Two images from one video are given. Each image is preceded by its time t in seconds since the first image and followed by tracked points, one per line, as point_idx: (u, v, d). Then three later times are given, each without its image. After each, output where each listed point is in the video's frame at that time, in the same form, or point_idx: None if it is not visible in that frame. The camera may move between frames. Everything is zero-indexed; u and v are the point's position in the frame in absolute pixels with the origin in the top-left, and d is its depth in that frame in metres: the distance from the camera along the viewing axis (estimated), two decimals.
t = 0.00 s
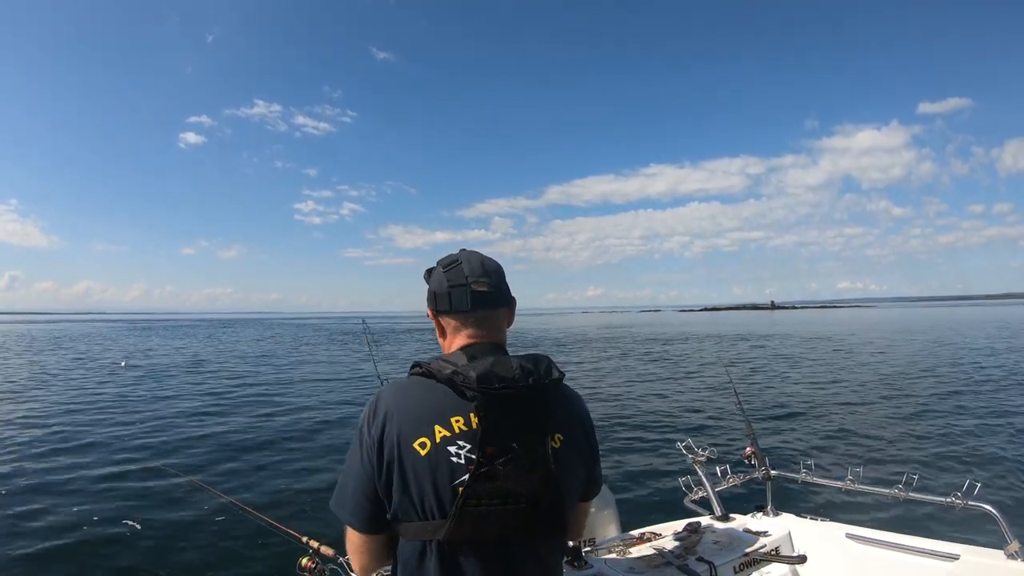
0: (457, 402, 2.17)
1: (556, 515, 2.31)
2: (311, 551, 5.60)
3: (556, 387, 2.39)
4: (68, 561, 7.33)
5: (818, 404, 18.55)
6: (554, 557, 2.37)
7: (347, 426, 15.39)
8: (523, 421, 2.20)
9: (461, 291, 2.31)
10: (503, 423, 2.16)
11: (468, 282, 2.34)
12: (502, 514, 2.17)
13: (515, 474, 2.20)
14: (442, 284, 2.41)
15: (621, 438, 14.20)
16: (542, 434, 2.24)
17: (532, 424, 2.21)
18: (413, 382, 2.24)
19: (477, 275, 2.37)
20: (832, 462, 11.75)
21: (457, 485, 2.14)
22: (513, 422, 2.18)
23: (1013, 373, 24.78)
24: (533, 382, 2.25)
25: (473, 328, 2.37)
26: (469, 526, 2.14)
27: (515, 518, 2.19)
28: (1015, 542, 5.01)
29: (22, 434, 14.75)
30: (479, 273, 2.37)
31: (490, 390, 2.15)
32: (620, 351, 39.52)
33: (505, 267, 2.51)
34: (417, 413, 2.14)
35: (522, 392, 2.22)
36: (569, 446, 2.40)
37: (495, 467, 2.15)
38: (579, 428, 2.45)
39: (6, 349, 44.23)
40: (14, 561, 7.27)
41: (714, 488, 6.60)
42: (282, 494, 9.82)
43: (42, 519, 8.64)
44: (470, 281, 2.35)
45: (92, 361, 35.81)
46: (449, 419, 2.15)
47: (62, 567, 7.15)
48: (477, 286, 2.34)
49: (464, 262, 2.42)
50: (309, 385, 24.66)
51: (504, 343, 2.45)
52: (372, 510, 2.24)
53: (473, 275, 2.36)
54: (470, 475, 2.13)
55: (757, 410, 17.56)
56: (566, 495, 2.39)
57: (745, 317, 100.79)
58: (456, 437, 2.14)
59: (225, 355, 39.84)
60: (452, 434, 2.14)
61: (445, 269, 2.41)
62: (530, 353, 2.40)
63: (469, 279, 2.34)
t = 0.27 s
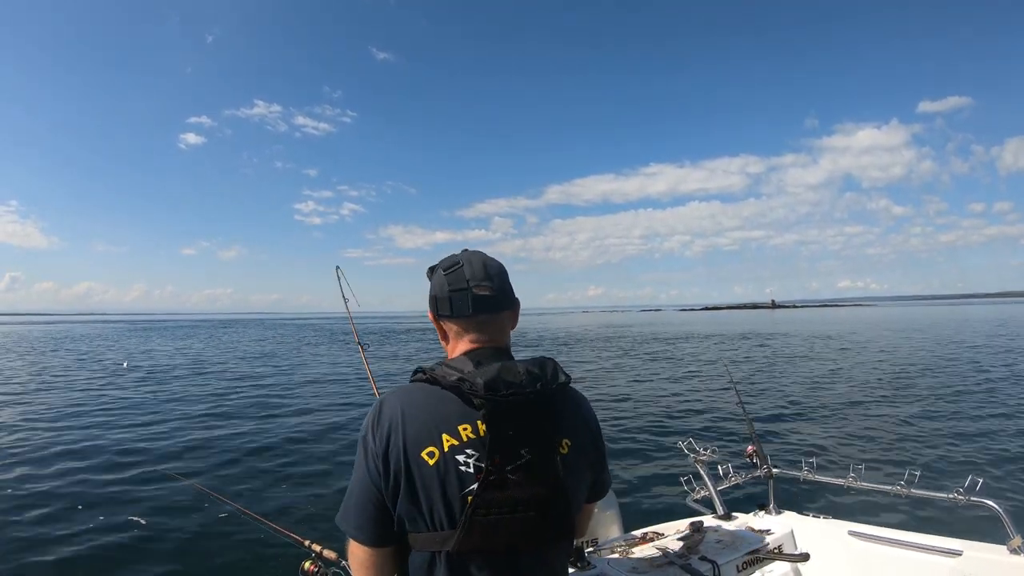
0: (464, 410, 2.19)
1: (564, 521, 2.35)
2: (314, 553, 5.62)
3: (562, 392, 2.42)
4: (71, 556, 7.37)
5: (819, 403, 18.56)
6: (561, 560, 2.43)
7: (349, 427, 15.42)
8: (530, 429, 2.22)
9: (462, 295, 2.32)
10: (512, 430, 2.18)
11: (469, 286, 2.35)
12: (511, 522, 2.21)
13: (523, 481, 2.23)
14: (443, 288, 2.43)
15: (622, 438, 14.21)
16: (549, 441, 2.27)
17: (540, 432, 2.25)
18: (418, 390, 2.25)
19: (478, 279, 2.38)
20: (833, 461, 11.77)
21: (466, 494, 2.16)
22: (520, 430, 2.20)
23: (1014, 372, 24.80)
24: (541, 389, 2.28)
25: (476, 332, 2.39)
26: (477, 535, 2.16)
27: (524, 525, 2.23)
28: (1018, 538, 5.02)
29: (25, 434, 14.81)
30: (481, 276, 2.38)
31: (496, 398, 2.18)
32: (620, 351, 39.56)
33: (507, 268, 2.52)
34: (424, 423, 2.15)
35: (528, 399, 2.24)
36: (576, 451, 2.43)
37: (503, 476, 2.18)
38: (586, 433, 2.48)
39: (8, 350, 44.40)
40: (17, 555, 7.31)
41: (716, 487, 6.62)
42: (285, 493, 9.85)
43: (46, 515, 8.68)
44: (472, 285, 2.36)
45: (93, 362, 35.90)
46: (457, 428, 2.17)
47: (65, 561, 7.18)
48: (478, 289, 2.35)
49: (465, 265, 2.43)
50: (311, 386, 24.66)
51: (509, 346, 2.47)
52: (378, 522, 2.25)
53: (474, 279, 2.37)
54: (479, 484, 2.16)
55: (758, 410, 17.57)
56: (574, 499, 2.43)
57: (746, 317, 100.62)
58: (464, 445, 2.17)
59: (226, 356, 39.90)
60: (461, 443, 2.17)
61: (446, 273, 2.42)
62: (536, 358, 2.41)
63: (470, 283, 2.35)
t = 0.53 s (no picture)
0: (472, 415, 2.21)
1: (570, 523, 2.41)
2: (316, 555, 5.66)
3: (566, 395, 2.48)
4: (77, 557, 7.42)
5: (818, 403, 18.63)
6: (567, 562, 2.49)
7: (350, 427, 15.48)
8: (537, 433, 2.28)
9: (466, 296, 2.37)
10: (518, 435, 2.24)
11: (472, 287, 2.39)
12: (518, 527, 2.25)
13: (531, 485, 2.28)
14: (446, 288, 2.46)
15: (623, 437, 14.25)
16: (556, 444, 2.33)
17: (546, 435, 2.30)
18: (424, 393, 2.26)
19: (481, 280, 2.42)
20: (834, 461, 11.82)
21: (475, 501, 2.19)
22: (527, 434, 2.25)
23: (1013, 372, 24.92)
24: (547, 392, 2.35)
25: (479, 334, 2.43)
26: (486, 541, 2.20)
27: (531, 530, 2.27)
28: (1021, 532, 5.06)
29: (27, 434, 14.86)
30: (484, 277, 2.42)
31: (504, 402, 2.22)
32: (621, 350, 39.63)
33: (510, 268, 2.56)
34: (431, 429, 2.16)
35: (535, 403, 2.30)
36: (581, 454, 2.49)
37: (511, 481, 2.22)
38: (590, 436, 2.55)
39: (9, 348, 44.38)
40: (23, 557, 7.36)
41: (718, 485, 6.67)
42: (288, 493, 9.90)
43: (51, 515, 8.72)
44: (475, 285, 2.40)
45: (94, 360, 35.96)
46: (464, 434, 2.18)
47: (72, 562, 7.23)
48: (481, 290, 2.39)
49: (468, 265, 2.47)
50: (311, 385, 24.71)
51: (512, 348, 2.51)
52: (383, 531, 2.20)
53: (477, 279, 2.41)
54: (487, 490, 2.19)
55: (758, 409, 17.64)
56: (579, 502, 2.49)
57: (746, 317, 100.74)
58: (473, 451, 2.19)
59: (226, 355, 39.99)
60: (468, 448, 2.18)
61: (450, 274, 2.46)
62: (541, 360, 2.49)
63: (474, 283, 2.39)
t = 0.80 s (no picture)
0: (473, 418, 2.27)
1: (570, 520, 2.50)
2: (318, 556, 5.72)
3: (562, 394, 2.57)
4: (83, 559, 7.48)
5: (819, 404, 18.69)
6: (565, 558, 2.57)
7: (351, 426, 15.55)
8: (537, 432, 2.36)
9: (461, 296, 2.44)
10: (519, 435, 2.30)
11: (467, 287, 2.46)
12: (523, 527, 2.31)
13: (533, 485, 2.34)
14: (441, 288, 2.54)
15: (623, 438, 14.31)
16: (555, 443, 2.42)
17: (547, 435, 2.38)
18: (424, 396, 2.31)
19: (476, 280, 2.49)
20: (833, 461, 11.89)
21: (479, 502, 2.24)
22: (528, 435, 2.32)
23: (1012, 373, 25.03)
24: (545, 391, 2.44)
25: (475, 335, 2.50)
26: (491, 544, 2.24)
27: (534, 529, 2.34)
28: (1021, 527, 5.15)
29: (30, 432, 14.93)
30: (479, 277, 2.50)
31: (505, 403, 2.29)
32: (621, 350, 39.70)
33: (504, 269, 2.64)
34: (434, 431, 2.20)
35: (533, 402, 2.38)
36: (579, 452, 2.59)
37: (514, 482, 2.28)
38: (586, 434, 2.64)
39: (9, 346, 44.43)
40: (29, 560, 7.42)
41: (719, 483, 6.73)
42: (290, 493, 9.96)
43: (56, 517, 8.78)
44: (470, 285, 2.47)
45: (95, 358, 36.04)
46: (466, 436, 2.24)
47: (77, 565, 7.30)
48: (476, 290, 2.47)
49: (463, 265, 2.55)
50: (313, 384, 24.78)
51: (508, 348, 2.59)
52: (387, 538, 2.21)
53: (472, 279, 2.48)
54: (492, 491, 2.23)
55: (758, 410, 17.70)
56: (578, 499, 2.58)
57: (746, 317, 100.78)
58: (475, 452, 2.23)
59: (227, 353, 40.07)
60: (471, 450, 2.23)
61: (445, 274, 2.53)
62: (537, 360, 2.58)
63: (469, 283, 2.47)
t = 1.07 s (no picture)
0: (470, 415, 2.27)
1: (563, 515, 2.53)
2: (317, 553, 5.72)
3: (554, 390, 2.61)
4: (83, 557, 7.47)
5: (818, 405, 18.68)
6: (558, 554, 2.60)
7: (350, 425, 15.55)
8: (532, 427, 2.38)
9: (451, 294, 2.45)
10: (515, 432, 2.32)
11: (457, 285, 2.47)
12: (521, 523, 2.32)
13: (530, 481, 2.36)
14: (430, 287, 2.55)
15: (622, 438, 14.31)
16: (550, 438, 2.45)
17: (542, 430, 2.41)
18: (419, 395, 2.30)
19: (466, 278, 2.51)
20: (832, 463, 11.89)
21: (478, 500, 2.22)
22: (523, 431, 2.33)
23: (1011, 375, 25.09)
24: (539, 386, 2.48)
25: (466, 333, 2.52)
26: (491, 541, 2.23)
27: (531, 524, 2.36)
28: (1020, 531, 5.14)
29: (28, 431, 14.90)
30: (469, 275, 2.51)
31: (500, 400, 2.31)
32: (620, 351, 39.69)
33: (494, 268, 2.65)
34: (433, 430, 2.18)
35: (527, 398, 2.42)
36: (572, 447, 2.63)
37: (512, 478, 2.28)
38: (577, 430, 2.68)
39: (8, 343, 44.35)
40: (29, 558, 7.40)
41: (718, 484, 6.73)
42: (289, 492, 9.96)
43: (56, 515, 8.76)
44: (460, 284, 2.49)
45: (93, 356, 35.97)
46: (463, 434, 2.23)
47: (78, 563, 7.29)
48: (466, 288, 2.48)
49: (453, 264, 2.56)
50: (312, 383, 24.76)
51: (499, 346, 2.61)
52: (386, 541, 2.15)
53: (462, 278, 2.50)
54: (491, 489, 2.22)
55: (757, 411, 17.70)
56: (571, 494, 2.61)
57: (747, 318, 100.65)
58: (474, 450, 2.23)
59: (227, 352, 40.05)
60: (469, 448, 2.23)
61: (435, 273, 2.54)
62: (528, 358, 2.61)
63: (459, 281, 2.48)
